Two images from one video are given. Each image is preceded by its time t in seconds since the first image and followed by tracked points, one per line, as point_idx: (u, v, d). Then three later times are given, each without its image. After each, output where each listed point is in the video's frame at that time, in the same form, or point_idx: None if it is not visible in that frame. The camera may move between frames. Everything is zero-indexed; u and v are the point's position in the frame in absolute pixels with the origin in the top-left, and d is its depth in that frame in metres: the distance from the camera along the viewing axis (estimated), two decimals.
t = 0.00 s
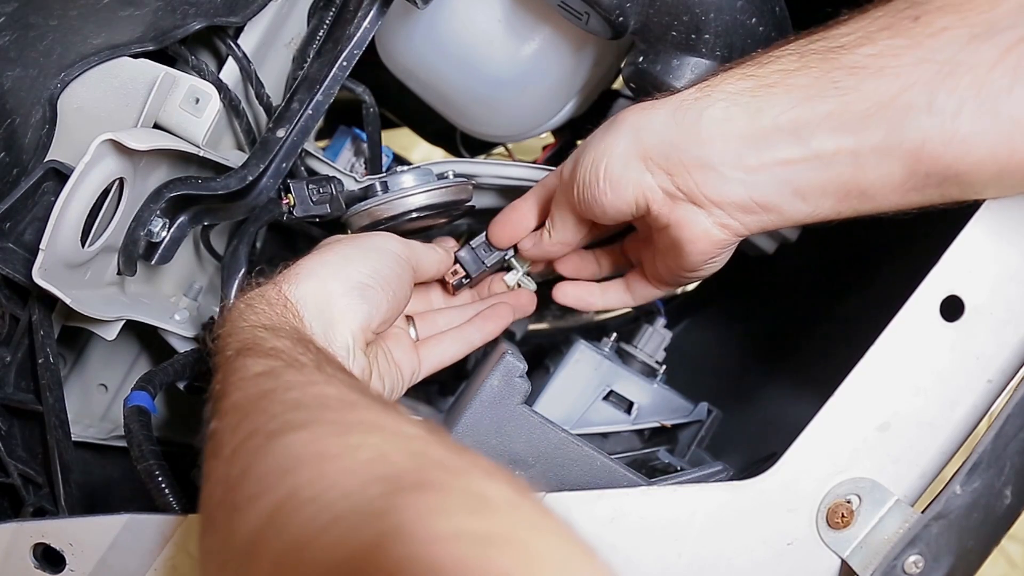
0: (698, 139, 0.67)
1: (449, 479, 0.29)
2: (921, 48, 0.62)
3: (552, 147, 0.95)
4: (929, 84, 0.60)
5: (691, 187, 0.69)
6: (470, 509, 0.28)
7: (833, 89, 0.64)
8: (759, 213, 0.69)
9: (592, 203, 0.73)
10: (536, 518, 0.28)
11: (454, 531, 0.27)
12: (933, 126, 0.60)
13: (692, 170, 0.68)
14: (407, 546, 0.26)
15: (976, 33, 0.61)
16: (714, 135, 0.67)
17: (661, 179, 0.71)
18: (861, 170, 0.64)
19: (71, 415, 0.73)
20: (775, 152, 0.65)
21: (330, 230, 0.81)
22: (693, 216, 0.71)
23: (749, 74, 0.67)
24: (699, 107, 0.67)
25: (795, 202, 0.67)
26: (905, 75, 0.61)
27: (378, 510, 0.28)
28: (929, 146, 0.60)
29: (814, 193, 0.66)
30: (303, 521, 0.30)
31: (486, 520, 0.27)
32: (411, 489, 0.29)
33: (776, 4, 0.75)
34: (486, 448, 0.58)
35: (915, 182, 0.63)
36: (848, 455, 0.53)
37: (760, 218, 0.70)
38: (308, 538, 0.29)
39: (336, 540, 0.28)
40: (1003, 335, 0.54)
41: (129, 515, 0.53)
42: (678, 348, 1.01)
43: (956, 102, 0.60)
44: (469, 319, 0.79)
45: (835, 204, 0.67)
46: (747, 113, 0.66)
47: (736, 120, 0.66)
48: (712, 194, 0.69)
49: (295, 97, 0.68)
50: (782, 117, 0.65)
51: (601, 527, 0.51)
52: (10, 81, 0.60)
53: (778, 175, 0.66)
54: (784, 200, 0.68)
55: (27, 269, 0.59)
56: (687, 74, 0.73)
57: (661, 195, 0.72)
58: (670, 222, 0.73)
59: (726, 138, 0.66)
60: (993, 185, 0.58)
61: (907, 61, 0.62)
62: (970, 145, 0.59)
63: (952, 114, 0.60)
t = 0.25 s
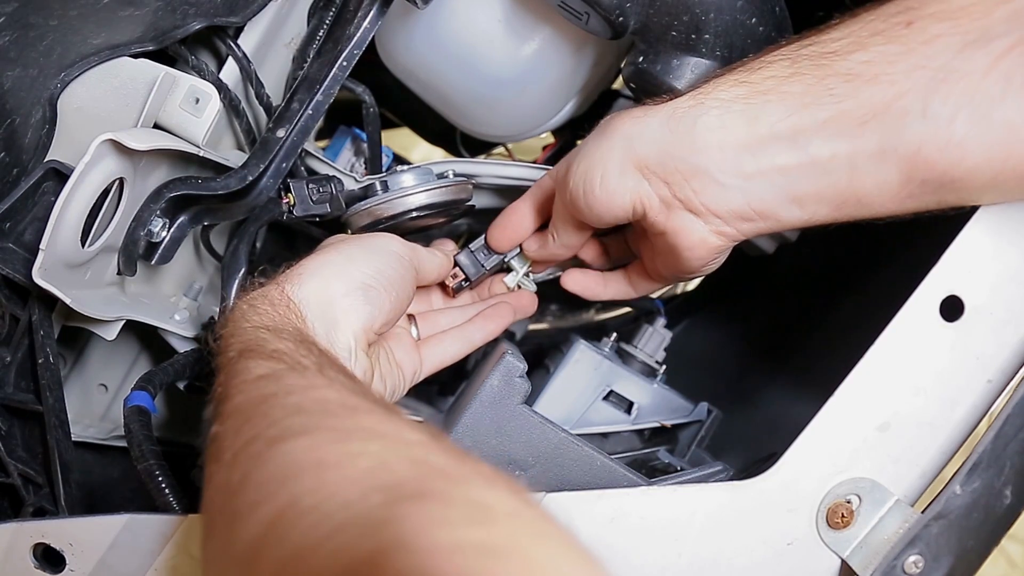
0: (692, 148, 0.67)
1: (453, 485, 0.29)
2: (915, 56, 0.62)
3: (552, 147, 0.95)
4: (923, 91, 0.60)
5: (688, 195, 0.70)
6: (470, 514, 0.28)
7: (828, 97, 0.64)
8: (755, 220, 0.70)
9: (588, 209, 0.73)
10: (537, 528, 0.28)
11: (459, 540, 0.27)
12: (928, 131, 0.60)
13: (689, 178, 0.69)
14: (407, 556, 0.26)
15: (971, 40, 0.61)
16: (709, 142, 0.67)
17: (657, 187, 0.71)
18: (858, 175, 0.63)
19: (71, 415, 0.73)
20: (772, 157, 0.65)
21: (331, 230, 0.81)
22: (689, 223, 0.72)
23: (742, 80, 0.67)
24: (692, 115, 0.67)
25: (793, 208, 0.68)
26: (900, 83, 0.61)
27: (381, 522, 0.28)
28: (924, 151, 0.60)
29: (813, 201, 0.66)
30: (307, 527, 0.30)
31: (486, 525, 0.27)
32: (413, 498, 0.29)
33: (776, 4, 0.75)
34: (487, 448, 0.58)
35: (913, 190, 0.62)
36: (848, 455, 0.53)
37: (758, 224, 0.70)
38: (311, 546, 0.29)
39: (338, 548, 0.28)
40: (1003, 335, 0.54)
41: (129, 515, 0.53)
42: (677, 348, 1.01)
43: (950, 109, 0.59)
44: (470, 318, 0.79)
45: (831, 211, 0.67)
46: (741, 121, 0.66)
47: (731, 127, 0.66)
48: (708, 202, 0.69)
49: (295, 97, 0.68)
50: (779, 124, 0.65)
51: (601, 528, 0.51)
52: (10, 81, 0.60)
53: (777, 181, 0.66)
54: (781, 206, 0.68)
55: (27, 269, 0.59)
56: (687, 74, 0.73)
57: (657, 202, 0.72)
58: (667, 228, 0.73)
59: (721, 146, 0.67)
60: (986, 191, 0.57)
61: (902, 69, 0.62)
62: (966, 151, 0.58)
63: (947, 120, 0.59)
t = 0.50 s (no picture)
0: (691, 156, 0.67)
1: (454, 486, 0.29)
2: (911, 61, 0.62)
3: (552, 147, 0.95)
4: (921, 97, 0.60)
5: (688, 202, 0.70)
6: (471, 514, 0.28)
7: (825, 103, 0.63)
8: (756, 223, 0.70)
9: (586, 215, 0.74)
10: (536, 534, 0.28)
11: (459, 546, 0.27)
12: (926, 136, 0.59)
13: (689, 186, 0.68)
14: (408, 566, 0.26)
15: (966, 45, 0.60)
16: (708, 150, 0.66)
17: (657, 195, 0.71)
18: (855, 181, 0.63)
19: (71, 415, 0.73)
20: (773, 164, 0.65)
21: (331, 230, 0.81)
22: (691, 227, 0.72)
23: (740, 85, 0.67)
24: (690, 122, 0.67)
25: (791, 211, 0.67)
26: (897, 89, 0.61)
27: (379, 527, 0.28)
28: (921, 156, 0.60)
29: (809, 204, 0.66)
30: (307, 530, 0.30)
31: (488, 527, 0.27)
32: (412, 504, 0.29)
33: (776, 4, 0.75)
34: (487, 448, 0.58)
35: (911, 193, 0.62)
36: (848, 455, 0.53)
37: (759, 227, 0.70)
38: (311, 549, 0.29)
39: (338, 553, 0.28)
40: (1003, 335, 0.54)
41: (129, 515, 0.53)
42: (677, 348, 1.01)
43: (948, 113, 0.59)
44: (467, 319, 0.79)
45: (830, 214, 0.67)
46: (738, 129, 0.65)
47: (728, 136, 0.66)
48: (710, 208, 0.69)
49: (295, 97, 0.68)
50: (778, 129, 0.64)
51: (601, 528, 0.51)
52: (10, 81, 0.60)
53: (775, 187, 0.66)
54: (780, 208, 0.67)
55: (27, 269, 0.59)
56: (687, 74, 0.73)
57: (658, 208, 0.72)
58: (668, 232, 0.74)
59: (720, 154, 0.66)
60: (986, 193, 0.57)
61: (898, 75, 0.62)
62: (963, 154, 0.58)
63: (944, 124, 0.59)
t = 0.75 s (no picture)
0: (691, 163, 0.66)
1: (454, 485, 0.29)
2: (913, 66, 0.61)
3: (552, 147, 0.95)
4: (923, 102, 0.59)
5: (689, 207, 0.68)
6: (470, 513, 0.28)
7: (825, 109, 0.62)
8: (760, 224, 0.69)
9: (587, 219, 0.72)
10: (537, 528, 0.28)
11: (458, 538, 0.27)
12: (930, 142, 0.59)
13: (689, 193, 0.67)
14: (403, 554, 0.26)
15: (971, 50, 0.60)
16: (707, 156, 0.65)
17: (657, 201, 0.70)
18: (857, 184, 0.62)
19: (71, 415, 0.73)
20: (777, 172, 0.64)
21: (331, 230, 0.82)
22: (694, 231, 0.71)
23: (738, 90, 0.66)
24: (688, 129, 0.66)
25: (794, 214, 0.67)
26: (899, 93, 0.60)
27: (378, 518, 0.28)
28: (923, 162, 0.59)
29: (813, 206, 0.66)
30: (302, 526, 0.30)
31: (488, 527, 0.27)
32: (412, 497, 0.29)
33: (776, 4, 0.75)
34: (487, 448, 0.58)
35: (913, 196, 0.62)
36: (848, 455, 0.53)
37: (763, 228, 0.69)
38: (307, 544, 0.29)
39: (336, 549, 0.28)
40: (1003, 335, 0.54)
41: (129, 515, 0.53)
42: (678, 348, 1.01)
43: (952, 118, 0.58)
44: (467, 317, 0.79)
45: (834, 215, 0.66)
46: (738, 134, 0.64)
47: (727, 142, 0.65)
48: (712, 212, 0.68)
49: (295, 97, 0.68)
50: (777, 135, 0.63)
51: (601, 527, 0.51)
52: (10, 81, 0.60)
53: (777, 192, 0.65)
54: (782, 212, 0.67)
55: (27, 269, 0.59)
56: (687, 74, 0.73)
57: (659, 214, 0.71)
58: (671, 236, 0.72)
59: (719, 160, 0.65)
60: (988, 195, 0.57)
61: (898, 81, 0.61)
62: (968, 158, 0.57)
63: (948, 129, 0.58)
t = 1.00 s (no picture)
0: (698, 171, 0.65)
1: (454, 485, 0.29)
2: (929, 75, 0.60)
3: (552, 147, 0.95)
4: (938, 112, 0.59)
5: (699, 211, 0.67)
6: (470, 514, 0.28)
7: (835, 113, 0.62)
8: (773, 225, 0.68)
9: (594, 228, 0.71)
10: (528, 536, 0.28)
11: (459, 541, 0.27)
12: (946, 148, 0.59)
13: (696, 198, 0.66)
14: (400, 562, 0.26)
15: (988, 60, 0.60)
16: (715, 163, 0.64)
17: (666, 207, 0.69)
18: (870, 188, 0.62)
19: (71, 415, 0.73)
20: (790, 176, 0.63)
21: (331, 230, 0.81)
22: (706, 233, 0.70)
23: (744, 85, 0.66)
24: (693, 137, 0.65)
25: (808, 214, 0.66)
26: (913, 102, 0.60)
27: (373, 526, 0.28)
28: (940, 170, 0.59)
29: (827, 208, 0.65)
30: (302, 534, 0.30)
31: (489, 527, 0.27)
32: (406, 505, 0.29)
33: (776, 4, 0.75)
34: (486, 448, 0.58)
35: (921, 196, 0.62)
36: (848, 455, 0.53)
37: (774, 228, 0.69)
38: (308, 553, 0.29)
39: (340, 550, 0.28)
40: (1003, 335, 0.54)
41: (129, 515, 0.53)
42: (678, 349, 1.00)
43: (970, 126, 0.58)
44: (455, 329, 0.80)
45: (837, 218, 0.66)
46: (748, 139, 0.63)
47: (737, 148, 0.64)
48: (724, 214, 0.67)
49: (295, 97, 0.68)
50: (791, 141, 0.62)
51: (601, 527, 0.51)
52: (10, 81, 0.60)
53: (791, 194, 0.64)
54: (799, 214, 0.66)
55: (27, 269, 0.59)
56: (687, 74, 0.73)
57: (669, 218, 0.70)
58: (680, 239, 0.71)
59: (728, 168, 0.64)
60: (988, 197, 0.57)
61: (915, 89, 0.60)
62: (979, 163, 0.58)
63: (966, 137, 0.58)
